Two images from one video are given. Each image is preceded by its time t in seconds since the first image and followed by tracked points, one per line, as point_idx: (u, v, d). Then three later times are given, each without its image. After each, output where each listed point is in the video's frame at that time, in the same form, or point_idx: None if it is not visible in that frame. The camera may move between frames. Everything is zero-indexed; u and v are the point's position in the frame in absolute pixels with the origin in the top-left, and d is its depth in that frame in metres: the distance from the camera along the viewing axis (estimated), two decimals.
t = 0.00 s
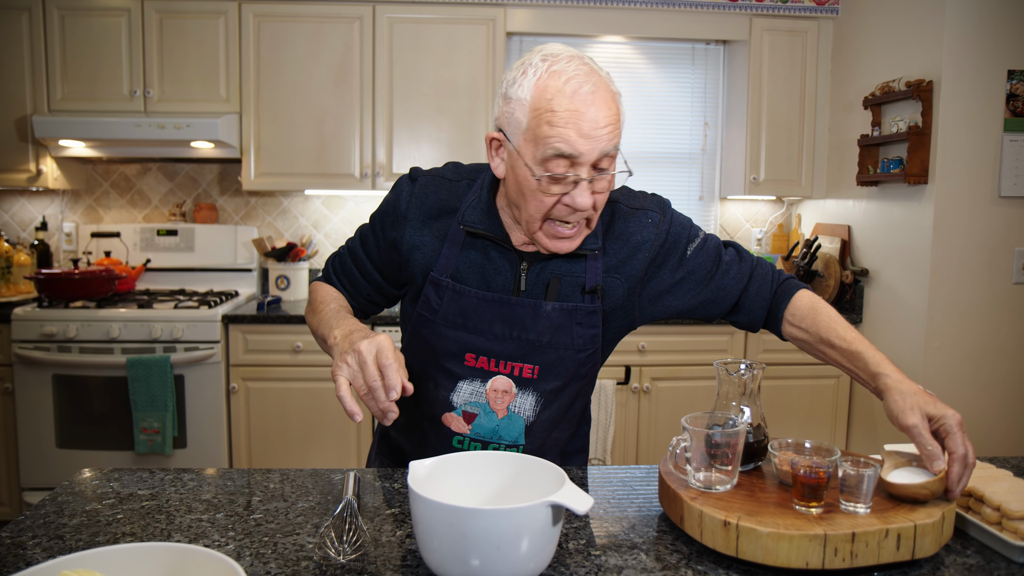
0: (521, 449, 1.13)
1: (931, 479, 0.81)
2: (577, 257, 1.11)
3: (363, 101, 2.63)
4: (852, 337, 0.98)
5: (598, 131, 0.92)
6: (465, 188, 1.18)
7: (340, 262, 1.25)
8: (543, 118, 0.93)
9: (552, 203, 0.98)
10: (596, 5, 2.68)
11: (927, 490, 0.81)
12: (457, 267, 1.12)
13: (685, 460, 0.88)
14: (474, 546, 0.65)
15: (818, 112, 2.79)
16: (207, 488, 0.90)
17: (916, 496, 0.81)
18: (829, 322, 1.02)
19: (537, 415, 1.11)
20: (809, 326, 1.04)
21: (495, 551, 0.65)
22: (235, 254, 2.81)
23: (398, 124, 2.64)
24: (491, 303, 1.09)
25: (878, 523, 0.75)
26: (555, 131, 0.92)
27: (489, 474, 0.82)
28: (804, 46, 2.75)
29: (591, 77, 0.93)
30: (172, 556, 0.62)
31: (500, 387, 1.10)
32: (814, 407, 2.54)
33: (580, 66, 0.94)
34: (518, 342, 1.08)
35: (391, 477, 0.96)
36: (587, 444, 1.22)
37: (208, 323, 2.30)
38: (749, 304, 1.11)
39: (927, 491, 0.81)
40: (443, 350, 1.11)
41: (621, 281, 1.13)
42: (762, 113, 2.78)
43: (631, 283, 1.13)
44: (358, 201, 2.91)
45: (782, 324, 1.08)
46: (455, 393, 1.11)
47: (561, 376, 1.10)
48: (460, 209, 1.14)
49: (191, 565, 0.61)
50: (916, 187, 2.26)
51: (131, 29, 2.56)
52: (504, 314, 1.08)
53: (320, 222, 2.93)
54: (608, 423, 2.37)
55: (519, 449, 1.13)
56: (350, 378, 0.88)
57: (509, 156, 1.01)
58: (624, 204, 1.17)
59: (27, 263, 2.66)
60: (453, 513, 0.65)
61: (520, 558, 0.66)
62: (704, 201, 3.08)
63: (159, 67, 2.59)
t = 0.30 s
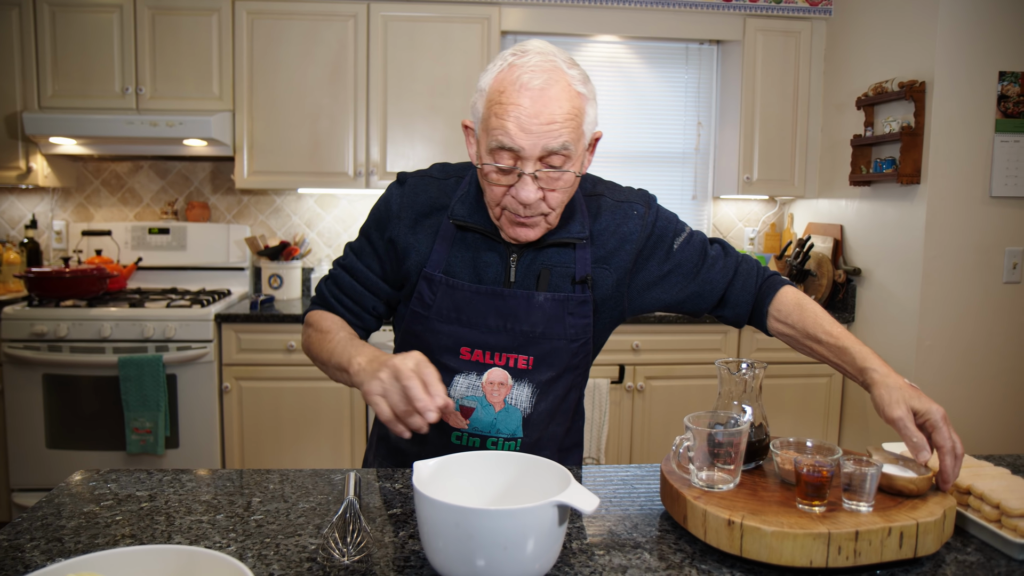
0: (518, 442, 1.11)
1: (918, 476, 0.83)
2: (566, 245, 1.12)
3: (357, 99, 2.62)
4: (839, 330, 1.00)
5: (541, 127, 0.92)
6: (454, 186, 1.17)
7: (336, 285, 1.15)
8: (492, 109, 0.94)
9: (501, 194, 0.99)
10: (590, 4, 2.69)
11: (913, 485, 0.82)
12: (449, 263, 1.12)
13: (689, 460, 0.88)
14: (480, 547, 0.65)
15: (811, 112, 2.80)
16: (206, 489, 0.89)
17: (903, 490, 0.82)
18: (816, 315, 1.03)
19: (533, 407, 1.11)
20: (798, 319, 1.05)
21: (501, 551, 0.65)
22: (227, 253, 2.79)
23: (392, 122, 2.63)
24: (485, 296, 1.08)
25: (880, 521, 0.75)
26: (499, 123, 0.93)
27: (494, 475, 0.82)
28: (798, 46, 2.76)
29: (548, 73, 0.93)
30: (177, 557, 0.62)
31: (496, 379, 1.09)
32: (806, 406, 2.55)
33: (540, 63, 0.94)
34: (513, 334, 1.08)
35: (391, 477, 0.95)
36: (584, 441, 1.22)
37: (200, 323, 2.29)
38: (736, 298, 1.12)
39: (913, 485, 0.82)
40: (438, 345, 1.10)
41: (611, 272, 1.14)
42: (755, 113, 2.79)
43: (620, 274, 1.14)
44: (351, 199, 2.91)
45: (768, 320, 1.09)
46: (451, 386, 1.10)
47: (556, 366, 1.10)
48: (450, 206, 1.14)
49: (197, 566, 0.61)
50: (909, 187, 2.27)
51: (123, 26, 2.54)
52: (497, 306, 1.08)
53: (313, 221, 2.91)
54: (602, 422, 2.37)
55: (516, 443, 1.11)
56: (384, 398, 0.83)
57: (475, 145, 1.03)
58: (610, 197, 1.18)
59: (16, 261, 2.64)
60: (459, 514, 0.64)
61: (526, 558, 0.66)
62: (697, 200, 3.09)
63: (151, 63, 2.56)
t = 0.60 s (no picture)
0: (515, 434, 1.14)
1: (915, 471, 0.83)
2: (543, 232, 1.14)
3: (347, 99, 2.61)
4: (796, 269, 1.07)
5: (506, 119, 0.92)
6: (425, 187, 1.17)
7: (331, 307, 1.05)
8: (456, 104, 0.94)
9: (470, 187, 0.98)
10: (579, 4, 2.69)
11: (910, 480, 0.83)
12: (430, 261, 1.11)
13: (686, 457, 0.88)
14: (481, 546, 0.65)
15: (799, 111, 2.82)
16: (201, 491, 0.88)
17: (901, 484, 0.83)
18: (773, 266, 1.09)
19: (527, 396, 1.13)
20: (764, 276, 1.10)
21: (502, 550, 0.65)
22: (217, 254, 2.77)
23: (382, 123, 2.62)
24: (471, 289, 1.09)
25: (879, 516, 0.76)
26: (464, 117, 0.93)
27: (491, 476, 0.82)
28: (786, 45, 2.78)
29: (510, 66, 0.94)
30: (178, 559, 0.62)
31: (488, 372, 1.11)
32: (798, 403, 2.57)
33: (502, 56, 0.95)
34: (501, 325, 1.10)
35: (388, 477, 0.95)
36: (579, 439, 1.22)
37: (191, 324, 2.27)
38: (701, 269, 1.15)
39: (910, 480, 0.83)
40: (427, 345, 1.11)
41: (588, 255, 1.16)
42: (744, 112, 2.80)
43: (596, 257, 1.17)
44: (341, 200, 2.89)
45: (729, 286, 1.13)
46: (444, 384, 1.11)
47: (545, 353, 1.13)
48: (423, 205, 1.13)
49: (198, 568, 0.61)
50: (897, 185, 2.30)
51: (109, 26, 2.52)
52: (483, 299, 1.09)
53: (303, 222, 2.90)
54: (595, 420, 2.38)
55: (513, 434, 1.14)
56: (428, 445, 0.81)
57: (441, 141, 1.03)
58: (578, 183, 1.21)
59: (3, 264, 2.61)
60: (461, 513, 0.64)
61: (526, 557, 0.66)
62: (687, 199, 3.10)
63: (138, 64, 2.54)
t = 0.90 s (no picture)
0: (510, 429, 1.14)
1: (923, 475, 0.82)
2: (529, 228, 1.14)
3: (351, 100, 2.61)
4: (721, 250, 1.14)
5: (485, 121, 0.92)
6: (407, 189, 1.17)
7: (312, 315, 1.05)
8: (435, 107, 0.94)
9: (453, 188, 0.98)
10: (584, 4, 2.69)
11: (919, 484, 0.82)
12: (417, 261, 1.10)
13: (691, 460, 0.88)
14: (484, 524, 0.66)
15: (804, 112, 2.81)
16: (204, 490, 0.88)
17: (908, 489, 0.82)
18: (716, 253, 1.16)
19: (520, 391, 1.12)
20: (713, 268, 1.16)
21: (504, 531, 0.66)
22: (221, 254, 2.78)
23: (386, 124, 2.62)
24: (460, 287, 1.08)
25: (885, 520, 0.75)
26: (443, 120, 0.92)
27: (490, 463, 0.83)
28: (790, 46, 2.78)
29: (487, 67, 0.93)
30: (180, 558, 0.61)
31: (481, 368, 1.11)
32: (802, 404, 2.56)
33: (479, 56, 0.94)
34: (491, 321, 1.10)
35: (391, 478, 0.95)
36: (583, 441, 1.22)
37: (195, 324, 2.28)
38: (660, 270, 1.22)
39: (918, 485, 0.82)
40: (418, 345, 1.10)
41: (572, 250, 1.17)
42: (749, 113, 2.79)
43: (579, 252, 1.18)
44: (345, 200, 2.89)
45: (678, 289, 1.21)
46: (438, 382, 1.11)
47: (536, 348, 1.13)
48: (407, 206, 1.13)
49: (201, 567, 0.61)
50: (903, 186, 2.29)
51: (115, 26, 2.53)
52: (472, 296, 1.09)
53: (307, 222, 2.91)
54: (599, 421, 2.38)
55: (509, 429, 1.14)
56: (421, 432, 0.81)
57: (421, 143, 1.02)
58: (559, 179, 1.21)
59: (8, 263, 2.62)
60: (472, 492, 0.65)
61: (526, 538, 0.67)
62: (691, 200, 3.10)
63: (143, 64, 2.55)
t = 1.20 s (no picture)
0: (514, 432, 1.12)
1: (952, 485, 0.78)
2: (529, 232, 1.12)
3: (376, 105, 2.62)
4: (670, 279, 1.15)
5: (477, 128, 0.91)
6: (408, 196, 1.16)
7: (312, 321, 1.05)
8: (428, 115, 0.92)
9: (449, 194, 0.98)
10: (607, 7, 2.67)
11: (948, 495, 0.78)
12: (418, 266, 1.10)
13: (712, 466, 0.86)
14: (497, 520, 0.66)
15: (833, 113, 2.75)
16: (224, 494, 0.88)
17: (936, 500, 0.79)
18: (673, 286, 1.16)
19: (522, 395, 1.11)
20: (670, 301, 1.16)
21: (508, 518, 0.66)
22: (248, 259, 2.81)
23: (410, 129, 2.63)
24: (460, 292, 1.08)
25: (912, 532, 0.72)
26: (435, 129, 0.91)
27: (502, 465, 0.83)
28: (819, 46, 2.72)
29: (478, 72, 0.92)
30: (196, 563, 0.61)
31: (483, 372, 1.10)
32: (832, 412, 2.50)
33: (469, 62, 0.92)
34: (491, 325, 1.09)
35: (410, 483, 0.94)
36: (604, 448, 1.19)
37: (222, 328, 2.30)
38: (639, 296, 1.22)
39: (946, 495, 0.78)
40: (420, 349, 1.09)
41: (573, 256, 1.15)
42: (776, 115, 2.74)
43: (580, 258, 1.16)
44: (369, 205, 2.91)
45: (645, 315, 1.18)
46: (440, 386, 1.09)
47: (537, 351, 1.12)
48: (408, 212, 1.12)
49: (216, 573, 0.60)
50: (936, 188, 2.22)
51: (146, 36, 2.57)
52: (472, 300, 1.08)
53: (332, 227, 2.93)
54: (623, 427, 2.34)
55: (512, 433, 1.12)
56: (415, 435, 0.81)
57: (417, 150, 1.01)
58: (561, 185, 1.19)
59: (42, 268, 2.68)
60: (490, 489, 0.66)
61: (530, 528, 0.68)
62: (718, 204, 3.06)
63: (173, 71, 2.60)
